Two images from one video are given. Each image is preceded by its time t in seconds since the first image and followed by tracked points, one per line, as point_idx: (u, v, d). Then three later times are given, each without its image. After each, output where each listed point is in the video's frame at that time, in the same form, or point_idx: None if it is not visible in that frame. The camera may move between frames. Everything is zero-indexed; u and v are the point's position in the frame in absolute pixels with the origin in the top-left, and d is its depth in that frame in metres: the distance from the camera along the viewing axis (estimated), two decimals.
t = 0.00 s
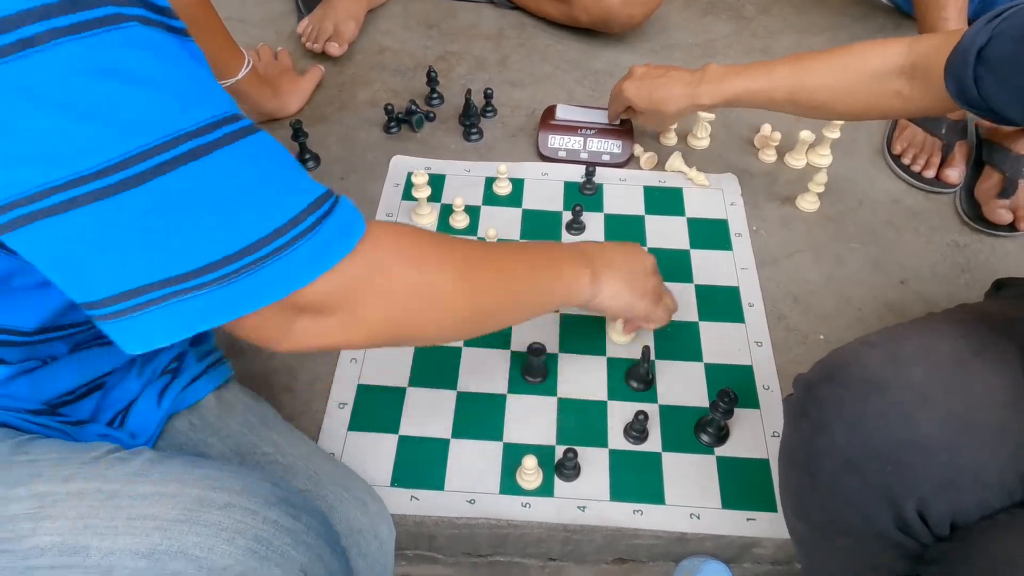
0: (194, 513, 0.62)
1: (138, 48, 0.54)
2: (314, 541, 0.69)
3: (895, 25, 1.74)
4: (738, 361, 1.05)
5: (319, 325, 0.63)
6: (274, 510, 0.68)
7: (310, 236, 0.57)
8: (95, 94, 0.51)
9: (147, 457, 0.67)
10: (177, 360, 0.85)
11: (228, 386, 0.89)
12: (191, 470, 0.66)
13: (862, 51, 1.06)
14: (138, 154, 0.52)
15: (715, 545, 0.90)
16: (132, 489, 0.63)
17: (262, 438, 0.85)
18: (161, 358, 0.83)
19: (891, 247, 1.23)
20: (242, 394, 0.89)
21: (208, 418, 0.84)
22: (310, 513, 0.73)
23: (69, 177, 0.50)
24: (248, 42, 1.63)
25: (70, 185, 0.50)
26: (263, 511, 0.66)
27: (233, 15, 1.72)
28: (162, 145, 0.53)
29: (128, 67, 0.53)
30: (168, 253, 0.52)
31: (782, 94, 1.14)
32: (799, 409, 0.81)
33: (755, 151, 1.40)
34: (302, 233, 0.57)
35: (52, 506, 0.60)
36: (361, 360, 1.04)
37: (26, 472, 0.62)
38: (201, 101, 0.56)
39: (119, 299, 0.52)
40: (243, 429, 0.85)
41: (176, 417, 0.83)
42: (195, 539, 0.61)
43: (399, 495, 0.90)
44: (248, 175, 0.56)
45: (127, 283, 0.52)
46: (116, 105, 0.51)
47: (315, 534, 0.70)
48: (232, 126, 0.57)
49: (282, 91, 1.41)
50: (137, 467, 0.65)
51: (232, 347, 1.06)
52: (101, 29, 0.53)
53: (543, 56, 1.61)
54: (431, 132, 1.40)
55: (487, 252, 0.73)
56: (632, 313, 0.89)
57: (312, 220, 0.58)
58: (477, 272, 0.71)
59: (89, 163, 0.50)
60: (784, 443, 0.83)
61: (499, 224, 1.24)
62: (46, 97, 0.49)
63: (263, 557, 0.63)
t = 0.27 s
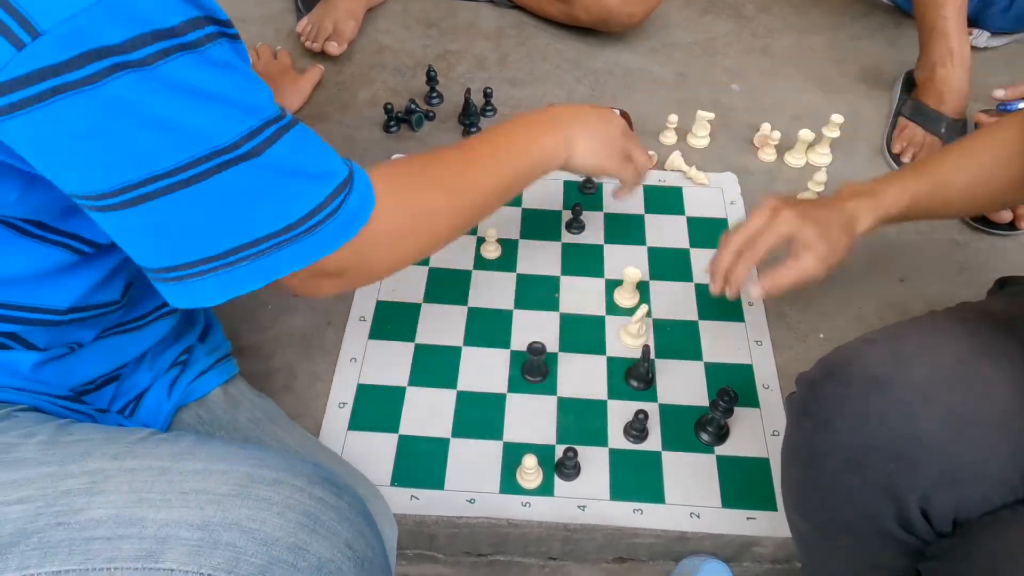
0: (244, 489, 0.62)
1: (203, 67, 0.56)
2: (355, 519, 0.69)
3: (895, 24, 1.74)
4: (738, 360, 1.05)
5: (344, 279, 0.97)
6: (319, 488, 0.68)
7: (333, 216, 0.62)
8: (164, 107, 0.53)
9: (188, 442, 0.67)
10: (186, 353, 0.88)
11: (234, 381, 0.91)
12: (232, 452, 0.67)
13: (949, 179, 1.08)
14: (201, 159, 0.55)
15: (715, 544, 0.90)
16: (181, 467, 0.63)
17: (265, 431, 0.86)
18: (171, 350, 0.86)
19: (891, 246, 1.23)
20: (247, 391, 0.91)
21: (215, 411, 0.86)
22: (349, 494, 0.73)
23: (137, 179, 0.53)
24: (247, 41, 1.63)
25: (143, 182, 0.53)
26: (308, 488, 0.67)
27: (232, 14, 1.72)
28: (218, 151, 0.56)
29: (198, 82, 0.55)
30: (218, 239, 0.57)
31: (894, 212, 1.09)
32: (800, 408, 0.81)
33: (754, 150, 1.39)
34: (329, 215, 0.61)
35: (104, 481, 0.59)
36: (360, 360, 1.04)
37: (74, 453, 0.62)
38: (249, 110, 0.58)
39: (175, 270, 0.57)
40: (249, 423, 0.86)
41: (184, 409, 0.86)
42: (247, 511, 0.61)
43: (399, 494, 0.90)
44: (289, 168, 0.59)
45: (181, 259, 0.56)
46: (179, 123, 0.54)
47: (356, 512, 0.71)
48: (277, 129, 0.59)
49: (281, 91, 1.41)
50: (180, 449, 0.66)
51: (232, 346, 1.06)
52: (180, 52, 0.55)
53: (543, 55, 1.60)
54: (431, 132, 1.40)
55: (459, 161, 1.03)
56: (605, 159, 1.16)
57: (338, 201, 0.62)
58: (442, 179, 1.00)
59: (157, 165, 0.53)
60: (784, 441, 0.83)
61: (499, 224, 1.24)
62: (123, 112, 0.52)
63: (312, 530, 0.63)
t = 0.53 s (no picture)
0: (247, 492, 0.63)
1: (237, 39, 0.64)
2: (357, 521, 0.69)
3: (894, 24, 1.74)
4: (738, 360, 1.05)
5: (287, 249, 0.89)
6: (319, 490, 0.68)
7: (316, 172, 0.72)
8: (200, 76, 0.60)
9: (191, 443, 0.67)
10: (187, 354, 0.88)
11: (235, 382, 0.91)
12: (233, 454, 0.67)
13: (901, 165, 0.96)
14: (236, 120, 0.63)
15: (715, 544, 0.90)
16: (183, 469, 0.63)
17: (267, 432, 0.86)
18: (171, 351, 0.87)
19: (891, 246, 1.23)
20: (247, 391, 0.90)
21: (216, 412, 0.86)
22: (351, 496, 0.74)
23: (188, 140, 0.61)
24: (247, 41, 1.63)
25: (194, 144, 0.62)
26: (309, 491, 0.67)
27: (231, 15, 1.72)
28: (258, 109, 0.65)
29: (232, 53, 0.63)
30: (248, 182, 0.67)
31: (870, 231, 0.96)
32: (801, 408, 0.81)
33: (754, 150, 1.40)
34: (333, 150, 0.73)
35: (106, 483, 0.59)
36: (361, 360, 1.04)
37: (77, 454, 0.62)
38: (270, 67, 0.68)
39: (216, 213, 0.66)
40: (251, 423, 0.86)
41: (186, 410, 0.86)
42: (250, 514, 0.61)
43: (400, 494, 0.90)
44: (306, 111, 0.70)
45: (216, 204, 0.66)
46: (211, 99, 0.61)
47: (358, 514, 0.71)
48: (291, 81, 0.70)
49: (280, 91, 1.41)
50: (182, 451, 0.66)
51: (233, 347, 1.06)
52: (205, 28, 0.60)
53: (543, 55, 1.60)
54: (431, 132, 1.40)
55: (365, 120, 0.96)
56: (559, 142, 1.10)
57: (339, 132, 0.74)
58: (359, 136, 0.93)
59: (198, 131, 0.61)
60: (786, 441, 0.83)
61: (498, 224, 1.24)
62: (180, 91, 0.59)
63: (314, 532, 0.63)
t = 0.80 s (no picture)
0: (234, 495, 0.62)
1: (172, 84, 0.58)
2: (347, 523, 0.69)
3: (894, 23, 1.74)
4: (739, 359, 1.05)
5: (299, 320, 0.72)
6: (309, 492, 0.68)
7: (266, 265, 0.61)
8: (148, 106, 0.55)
9: (178, 447, 0.67)
10: (184, 354, 0.87)
11: (233, 382, 0.91)
12: (220, 458, 0.67)
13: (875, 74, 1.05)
14: (158, 175, 0.55)
15: (717, 542, 0.90)
16: (170, 473, 0.63)
17: (265, 432, 0.86)
18: (169, 352, 0.85)
19: (891, 244, 1.23)
20: (247, 391, 0.90)
21: (214, 412, 0.86)
22: (341, 498, 0.73)
23: (96, 200, 0.53)
24: (246, 42, 1.63)
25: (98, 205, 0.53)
26: (298, 493, 0.67)
27: (230, 15, 1.72)
28: (183, 170, 0.56)
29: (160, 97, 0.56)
30: (175, 267, 0.57)
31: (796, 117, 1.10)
32: (800, 406, 0.81)
33: (754, 149, 1.40)
34: (286, 246, 0.62)
35: (92, 487, 0.59)
36: (361, 360, 1.04)
37: (66, 455, 0.62)
38: (218, 131, 0.60)
39: (131, 304, 0.57)
40: (249, 423, 0.86)
41: (183, 410, 0.86)
42: (236, 518, 0.61)
43: (401, 494, 0.90)
44: (253, 197, 0.60)
45: (139, 289, 0.56)
46: (156, 134, 0.56)
47: (347, 517, 0.70)
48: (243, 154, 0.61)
49: (280, 92, 1.40)
50: (169, 455, 0.65)
51: (234, 347, 1.06)
52: (150, 66, 0.57)
53: (542, 55, 1.60)
54: (431, 132, 1.40)
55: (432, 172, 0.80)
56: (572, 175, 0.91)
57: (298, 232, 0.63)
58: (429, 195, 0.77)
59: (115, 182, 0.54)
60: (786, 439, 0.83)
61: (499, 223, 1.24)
62: (89, 129, 0.53)
63: (302, 537, 0.63)
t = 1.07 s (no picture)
0: (173, 532, 0.62)
1: (147, 74, 0.59)
2: (297, 561, 0.67)
3: (893, 23, 1.75)
4: (738, 357, 1.06)
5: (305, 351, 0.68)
6: (258, 528, 0.66)
7: (258, 278, 0.59)
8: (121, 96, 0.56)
9: (128, 470, 0.67)
10: (176, 359, 0.86)
11: (228, 383, 0.90)
12: (168, 487, 0.66)
13: (864, 58, 1.06)
14: (140, 170, 0.55)
15: (717, 540, 0.90)
16: (112, 504, 0.62)
17: (261, 433, 0.86)
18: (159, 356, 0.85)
19: (889, 244, 1.23)
20: (243, 392, 0.90)
21: (208, 413, 0.86)
22: (297, 532, 0.71)
23: (77, 194, 0.53)
24: (246, 42, 1.63)
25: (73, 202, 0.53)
26: (244, 530, 0.65)
27: (231, 15, 1.72)
28: (163, 166, 0.56)
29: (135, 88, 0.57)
30: (164, 270, 0.56)
31: (785, 102, 1.14)
32: (799, 403, 0.81)
33: (753, 149, 1.40)
34: (295, 249, 0.60)
35: (30, 518, 0.59)
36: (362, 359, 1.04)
37: (11, 481, 0.62)
38: (203, 128, 0.60)
39: (117, 310, 0.55)
40: (242, 424, 0.86)
41: (176, 413, 0.85)
42: (173, 558, 0.60)
43: (401, 492, 0.91)
44: (246, 196, 0.60)
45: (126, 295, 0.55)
46: (137, 124, 0.56)
47: (299, 554, 0.68)
48: (230, 152, 0.61)
49: (280, 92, 1.40)
50: (116, 481, 0.65)
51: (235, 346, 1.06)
52: (116, 53, 0.57)
53: (542, 55, 1.61)
54: (431, 131, 1.40)
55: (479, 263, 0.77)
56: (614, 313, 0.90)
57: (304, 244, 0.61)
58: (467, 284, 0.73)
59: (92, 178, 0.53)
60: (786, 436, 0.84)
61: (499, 223, 1.24)
62: (58, 115, 0.53)
63: None
